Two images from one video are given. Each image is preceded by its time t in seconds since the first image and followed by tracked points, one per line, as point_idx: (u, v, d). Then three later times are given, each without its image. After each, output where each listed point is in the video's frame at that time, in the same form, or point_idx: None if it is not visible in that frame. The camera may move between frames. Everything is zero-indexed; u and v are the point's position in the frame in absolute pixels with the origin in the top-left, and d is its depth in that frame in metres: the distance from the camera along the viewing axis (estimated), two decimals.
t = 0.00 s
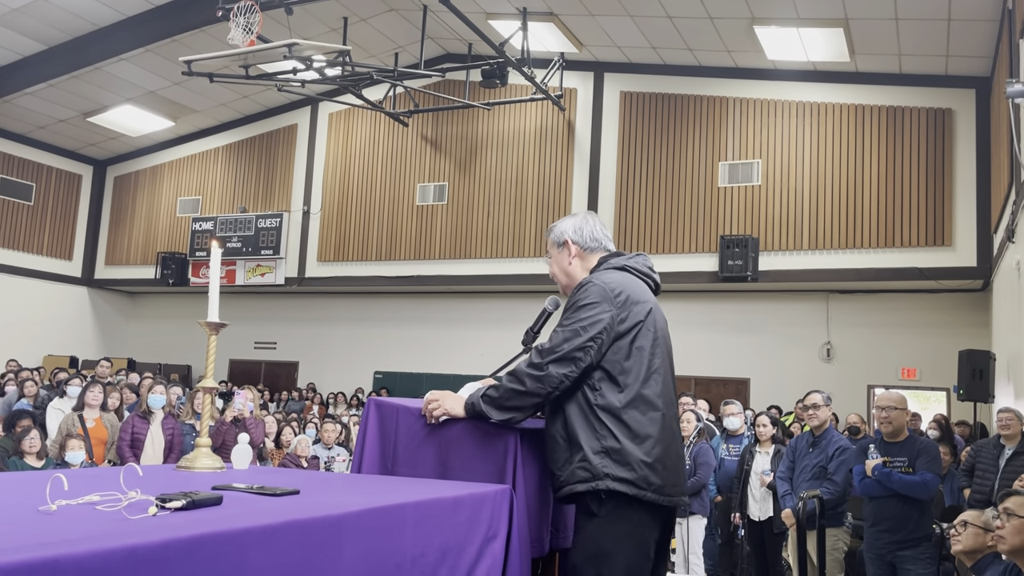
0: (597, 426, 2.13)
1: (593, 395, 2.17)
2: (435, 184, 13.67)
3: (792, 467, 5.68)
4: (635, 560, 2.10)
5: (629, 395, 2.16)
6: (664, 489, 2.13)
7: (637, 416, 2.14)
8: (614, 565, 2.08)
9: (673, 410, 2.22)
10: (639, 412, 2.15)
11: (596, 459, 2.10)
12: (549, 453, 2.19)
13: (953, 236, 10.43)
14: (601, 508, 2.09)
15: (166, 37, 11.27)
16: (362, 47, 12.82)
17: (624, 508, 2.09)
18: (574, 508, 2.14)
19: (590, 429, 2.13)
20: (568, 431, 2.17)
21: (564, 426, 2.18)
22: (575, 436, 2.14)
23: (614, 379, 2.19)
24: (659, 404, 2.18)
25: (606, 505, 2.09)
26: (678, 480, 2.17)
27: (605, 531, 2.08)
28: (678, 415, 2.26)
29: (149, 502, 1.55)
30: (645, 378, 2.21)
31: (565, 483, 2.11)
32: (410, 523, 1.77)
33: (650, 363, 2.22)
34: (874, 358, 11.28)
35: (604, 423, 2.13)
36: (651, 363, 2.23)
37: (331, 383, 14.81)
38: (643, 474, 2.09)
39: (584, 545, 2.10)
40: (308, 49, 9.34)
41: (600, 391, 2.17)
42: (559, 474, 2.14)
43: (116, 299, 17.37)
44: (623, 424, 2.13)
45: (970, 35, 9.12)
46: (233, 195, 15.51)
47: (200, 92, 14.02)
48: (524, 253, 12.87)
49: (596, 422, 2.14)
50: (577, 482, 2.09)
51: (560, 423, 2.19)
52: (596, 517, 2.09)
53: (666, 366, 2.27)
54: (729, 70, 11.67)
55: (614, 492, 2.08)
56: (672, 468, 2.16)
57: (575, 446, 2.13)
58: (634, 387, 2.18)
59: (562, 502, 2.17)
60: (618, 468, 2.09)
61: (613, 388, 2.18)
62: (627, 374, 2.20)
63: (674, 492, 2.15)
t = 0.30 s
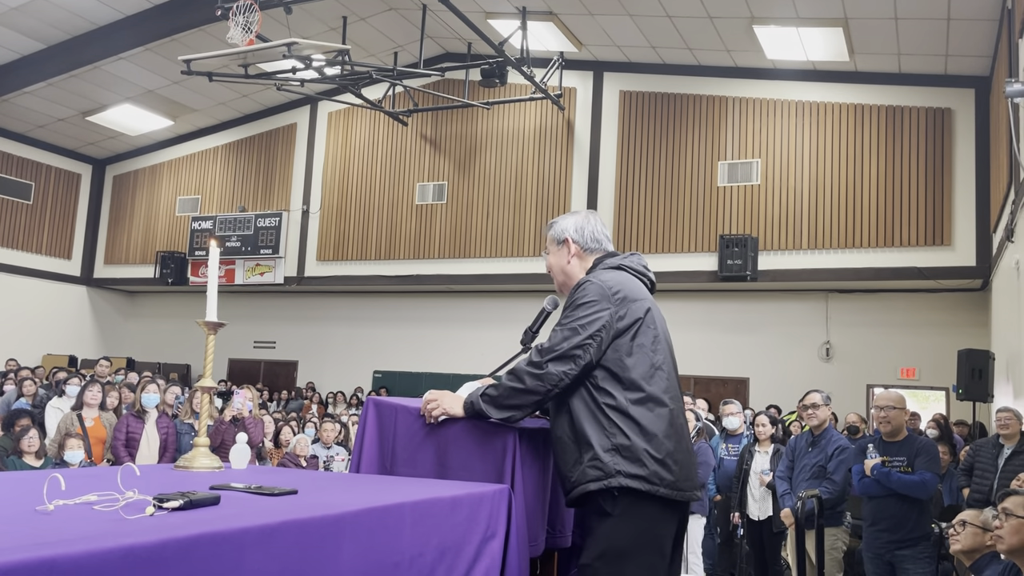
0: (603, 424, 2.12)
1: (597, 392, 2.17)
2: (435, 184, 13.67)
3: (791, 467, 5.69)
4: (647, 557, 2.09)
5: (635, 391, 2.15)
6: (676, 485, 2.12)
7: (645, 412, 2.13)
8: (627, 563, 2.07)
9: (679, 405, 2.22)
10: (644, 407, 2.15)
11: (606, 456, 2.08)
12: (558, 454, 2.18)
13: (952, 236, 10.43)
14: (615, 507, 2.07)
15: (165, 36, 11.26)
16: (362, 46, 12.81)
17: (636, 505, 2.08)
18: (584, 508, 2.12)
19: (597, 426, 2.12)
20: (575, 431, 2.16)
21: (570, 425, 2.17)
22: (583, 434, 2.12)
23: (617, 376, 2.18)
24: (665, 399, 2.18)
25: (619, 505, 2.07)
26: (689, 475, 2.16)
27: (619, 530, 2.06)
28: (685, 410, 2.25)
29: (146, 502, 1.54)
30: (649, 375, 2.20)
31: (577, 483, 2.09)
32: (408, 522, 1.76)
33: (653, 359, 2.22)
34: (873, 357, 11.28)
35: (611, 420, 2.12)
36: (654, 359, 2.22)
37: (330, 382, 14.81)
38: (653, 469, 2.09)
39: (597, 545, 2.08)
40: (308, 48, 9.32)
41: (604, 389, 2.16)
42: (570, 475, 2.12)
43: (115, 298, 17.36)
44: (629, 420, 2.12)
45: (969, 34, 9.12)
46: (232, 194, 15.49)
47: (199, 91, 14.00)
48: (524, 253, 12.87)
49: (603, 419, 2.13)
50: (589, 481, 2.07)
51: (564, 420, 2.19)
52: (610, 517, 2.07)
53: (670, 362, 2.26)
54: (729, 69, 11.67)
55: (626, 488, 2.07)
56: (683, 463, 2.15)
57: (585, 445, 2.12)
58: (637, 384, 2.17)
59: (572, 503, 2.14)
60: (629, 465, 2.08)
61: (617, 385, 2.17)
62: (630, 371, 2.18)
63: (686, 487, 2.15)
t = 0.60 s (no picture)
0: (609, 425, 2.12)
1: (601, 394, 2.17)
2: (435, 184, 13.67)
3: (791, 467, 5.68)
4: (656, 558, 2.08)
5: (640, 392, 2.15)
6: (686, 485, 2.11)
7: (651, 412, 2.13)
8: (637, 563, 2.06)
9: (686, 404, 2.21)
10: (649, 409, 2.14)
11: (614, 458, 2.08)
12: (566, 457, 2.18)
13: (952, 236, 10.43)
14: (623, 508, 2.07)
15: (165, 36, 11.26)
16: (362, 46, 12.82)
17: (645, 506, 2.07)
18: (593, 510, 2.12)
19: (604, 428, 2.13)
20: (581, 433, 2.16)
21: (576, 427, 2.18)
22: (590, 437, 2.13)
23: (620, 377, 2.18)
24: (671, 400, 2.17)
25: (628, 506, 2.07)
26: (699, 474, 2.15)
27: (628, 530, 2.05)
28: (692, 410, 2.24)
29: (145, 503, 1.54)
30: (653, 376, 2.19)
31: (586, 486, 2.09)
32: (407, 523, 1.77)
33: (657, 360, 2.21)
34: (873, 358, 11.28)
35: (618, 422, 2.12)
36: (658, 360, 2.22)
37: (330, 382, 14.81)
38: (662, 470, 2.08)
39: (606, 546, 2.07)
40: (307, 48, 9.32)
41: (609, 390, 2.16)
42: (578, 478, 2.12)
43: (114, 298, 17.37)
44: (635, 421, 2.12)
45: (969, 35, 9.13)
46: (232, 194, 15.49)
47: (199, 92, 14.01)
48: (524, 253, 12.87)
49: (610, 421, 2.13)
50: (597, 484, 2.07)
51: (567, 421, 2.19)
52: (619, 517, 2.07)
53: (675, 362, 2.25)
54: (729, 70, 11.67)
55: (635, 489, 2.06)
56: (692, 463, 2.14)
57: (592, 448, 2.12)
58: (642, 384, 2.16)
59: (581, 505, 2.14)
60: (637, 465, 2.08)
61: (620, 386, 2.17)
62: (634, 373, 2.18)
63: (696, 486, 2.14)
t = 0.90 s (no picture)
0: (612, 424, 2.13)
1: (603, 394, 2.17)
2: (435, 186, 13.68)
3: (792, 469, 5.67)
4: (660, 557, 2.08)
5: (642, 392, 2.15)
6: (690, 485, 2.11)
7: (655, 412, 2.13)
8: (640, 563, 2.06)
9: (689, 404, 2.21)
10: (652, 409, 2.14)
11: (618, 457, 2.08)
12: (570, 457, 2.18)
13: (952, 237, 10.44)
14: (627, 508, 2.06)
15: (165, 38, 11.27)
16: (362, 48, 12.83)
17: (648, 505, 2.07)
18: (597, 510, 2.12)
19: (607, 427, 2.12)
20: (585, 433, 2.16)
21: (579, 427, 2.18)
22: (594, 436, 2.13)
23: (622, 377, 2.18)
24: (674, 400, 2.17)
25: (633, 506, 2.06)
26: (703, 474, 2.15)
27: (632, 531, 2.05)
28: (695, 411, 2.23)
29: (146, 505, 1.54)
30: (657, 377, 2.19)
31: (589, 485, 2.09)
32: (407, 525, 1.77)
33: (661, 361, 2.21)
34: (874, 359, 11.28)
35: (621, 422, 2.12)
36: (661, 361, 2.21)
37: (330, 384, 14.82)
38: (665, 470, 2.08)
39: (610, 546, 2.06)
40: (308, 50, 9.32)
41: (612, 390, 2.16)
42: (581, 478, 2.12)
43: (115, 300, 17.38)
44: (638, 421, 2.12)
45: (969, 36, 9.13)
46: (233, 196, 15.50)
47: (200, 94, 14.02)
48: (524, 254, 12.87)
49: (613, 421, 2.13)
50: (601, 484, 2.07)
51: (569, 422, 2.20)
52: (623, 518, 2.06)
53: (678, 364, 2.24)
54: (729, 72, 11.68)
55: (639, 489, 2.06)
56: (695, 463, 2.14)
57: (595, 447, 2.12)
58: (644, 385, 2.16)
59: (584, 506, 2.14)
60: (640, 465, 2.08)
61: (622, 385, 2.17)
62: (636, 374, 2.17)
63: (700, 486, 2.13)
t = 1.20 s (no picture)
0: (615, 425, 2.12)
1: (606, 395, 2.17)
2: (436, 188, 13.69)
3: (793, 471, 5.66)
4: (666, 559, 2.08)
5: (645, 393, 2.15)
6: (694, 486, 2.10)
7: (658, 414, 2.13)
8: (646, 564, 2.06)
9: (693, 406, 2.20)
10: (655, 410, 2.13)
11: (621, 458, 2.08)
12: (573, 459, 2.18)
13: (953, 239, 10.43)
14: (631, 510, 2.06)
15: (167, 41, 11.28)
16: (363, 50, 12.84)
17: (653, 507, 2.07)
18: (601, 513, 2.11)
19: (610, 428, 2.12)
20: (588, 434, 2.16)
21: (582, 428, 2.17)
22: (597, 437, 2.12)
23: (624, 379, 2.17)
24: (678, 402, 2.16)
25: (637, 508, 2.06)
26: (708, 476, 2.14)
27: (636, 532, 2.05)
28: (700, 412, 2.22)
29: (148, 508, 1.54)
30: (660, 378, 2.18)
31: (593, 487, 2.09)
32: (408, 528, 1.76)
33: (664, 362, 2.21)
34: (874, 361, 11.27)
35: (625, 423, 2.12)
36: (664, 362, 2.21)
37: (331, 386, 14.81)
38: (669, 471, 2.08)
39: (614, 548, 2.07)
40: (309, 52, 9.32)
41: (614, 391, 2.16)
42: (585, 480, 2.12)
43: (116, 302, 17.39)
44: (641, 422, 2.12)
45: (970, 38, 9.13)
46: (234, 199, 15.51)
47: (201, 96, 14.03)
48: (524, 256, 12.87)
49: (616, 422, 2.13)
50: (605, 485, 2.06)
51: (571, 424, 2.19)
52: (627, 519, 2.06)
53: (682, 365, 2.24)
54: (730, 73, 11.68)
55: (643, 490, 2.06)
56: (700, 464, 2.14)
57: (599, 449, 2.11)
58: (647, 387, 2.16)
59: (588, 508, 2.14)
60: (644, 466, 2.08)
61: (625, 387, 2.17)
62: (638, 375, 2.17)
63: (705, 488, 2.13)
